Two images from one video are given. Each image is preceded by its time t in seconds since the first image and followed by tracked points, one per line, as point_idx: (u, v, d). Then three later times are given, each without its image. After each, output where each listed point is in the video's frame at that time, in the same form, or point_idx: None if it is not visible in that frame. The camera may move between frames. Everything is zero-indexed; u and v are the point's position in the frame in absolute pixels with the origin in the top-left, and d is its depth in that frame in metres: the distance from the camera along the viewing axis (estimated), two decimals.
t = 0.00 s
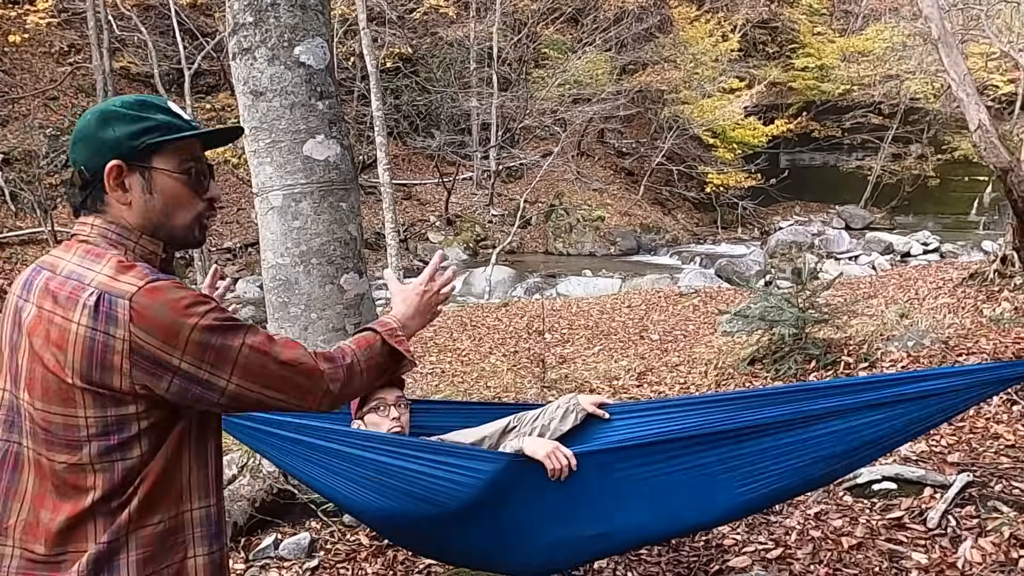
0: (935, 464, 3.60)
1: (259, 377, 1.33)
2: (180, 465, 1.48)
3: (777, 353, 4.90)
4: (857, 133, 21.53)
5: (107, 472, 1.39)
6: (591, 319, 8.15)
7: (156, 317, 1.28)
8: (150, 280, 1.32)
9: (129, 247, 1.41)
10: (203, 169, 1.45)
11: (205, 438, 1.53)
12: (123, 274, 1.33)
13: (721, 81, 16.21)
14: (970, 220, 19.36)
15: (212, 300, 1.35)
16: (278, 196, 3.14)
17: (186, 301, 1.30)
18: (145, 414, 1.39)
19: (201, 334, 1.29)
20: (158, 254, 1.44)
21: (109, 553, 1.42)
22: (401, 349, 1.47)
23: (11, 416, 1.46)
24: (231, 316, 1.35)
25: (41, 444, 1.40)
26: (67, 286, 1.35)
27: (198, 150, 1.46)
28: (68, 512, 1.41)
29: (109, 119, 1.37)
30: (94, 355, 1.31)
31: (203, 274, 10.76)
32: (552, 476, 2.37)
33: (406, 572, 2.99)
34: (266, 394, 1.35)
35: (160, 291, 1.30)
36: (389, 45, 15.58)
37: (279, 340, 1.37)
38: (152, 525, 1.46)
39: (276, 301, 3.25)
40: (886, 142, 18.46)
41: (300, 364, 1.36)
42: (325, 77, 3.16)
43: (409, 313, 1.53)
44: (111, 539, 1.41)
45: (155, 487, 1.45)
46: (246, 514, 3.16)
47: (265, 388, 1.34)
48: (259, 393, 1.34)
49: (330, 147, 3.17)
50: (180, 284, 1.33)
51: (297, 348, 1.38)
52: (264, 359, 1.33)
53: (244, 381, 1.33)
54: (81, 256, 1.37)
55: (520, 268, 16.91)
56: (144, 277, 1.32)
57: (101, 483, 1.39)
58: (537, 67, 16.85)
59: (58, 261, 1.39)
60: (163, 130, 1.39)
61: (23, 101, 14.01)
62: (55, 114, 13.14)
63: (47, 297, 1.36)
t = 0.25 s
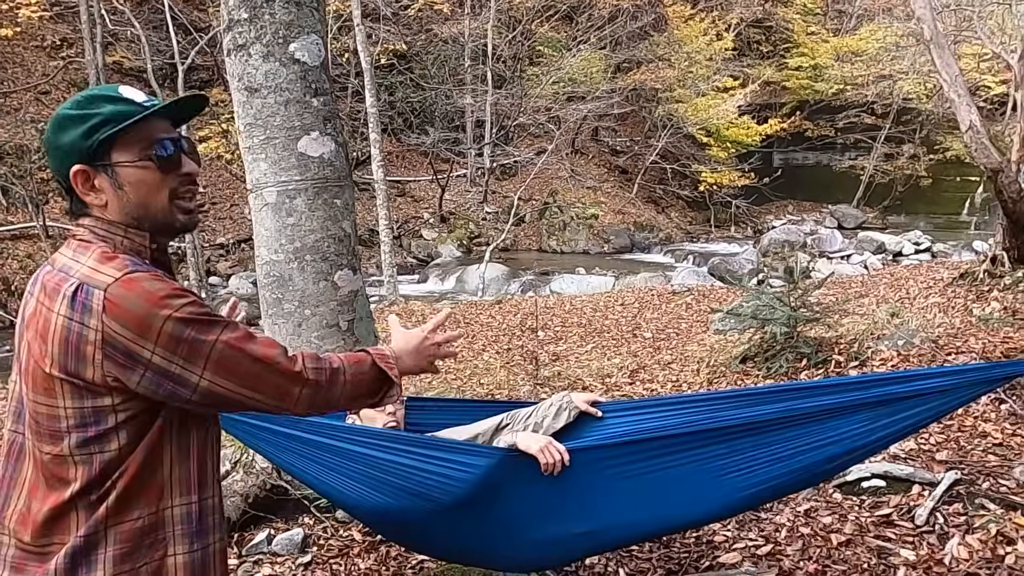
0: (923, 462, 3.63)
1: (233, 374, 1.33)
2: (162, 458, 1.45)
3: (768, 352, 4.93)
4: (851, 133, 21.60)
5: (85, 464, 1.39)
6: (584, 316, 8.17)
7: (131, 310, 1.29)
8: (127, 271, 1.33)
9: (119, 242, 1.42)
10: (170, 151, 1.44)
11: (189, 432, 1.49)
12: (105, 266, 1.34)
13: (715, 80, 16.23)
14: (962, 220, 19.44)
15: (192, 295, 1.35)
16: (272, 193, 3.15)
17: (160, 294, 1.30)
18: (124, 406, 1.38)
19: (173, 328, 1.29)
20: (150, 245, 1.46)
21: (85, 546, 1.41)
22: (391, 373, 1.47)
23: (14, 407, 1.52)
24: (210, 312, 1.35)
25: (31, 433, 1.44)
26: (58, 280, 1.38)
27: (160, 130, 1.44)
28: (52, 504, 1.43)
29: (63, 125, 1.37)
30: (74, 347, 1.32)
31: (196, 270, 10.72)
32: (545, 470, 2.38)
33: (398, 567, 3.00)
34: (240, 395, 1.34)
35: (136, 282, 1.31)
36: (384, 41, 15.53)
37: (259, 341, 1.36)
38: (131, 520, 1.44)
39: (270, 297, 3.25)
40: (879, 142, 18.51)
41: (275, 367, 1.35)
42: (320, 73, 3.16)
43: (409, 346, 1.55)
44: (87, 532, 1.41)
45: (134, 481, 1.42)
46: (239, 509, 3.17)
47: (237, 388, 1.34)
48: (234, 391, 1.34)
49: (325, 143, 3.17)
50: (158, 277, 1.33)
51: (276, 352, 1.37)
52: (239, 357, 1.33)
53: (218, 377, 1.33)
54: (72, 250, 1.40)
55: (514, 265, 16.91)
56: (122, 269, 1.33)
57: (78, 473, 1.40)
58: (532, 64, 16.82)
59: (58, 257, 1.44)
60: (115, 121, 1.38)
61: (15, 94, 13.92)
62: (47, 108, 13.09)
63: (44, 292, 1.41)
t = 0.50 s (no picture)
0: (914, 460, 3.66)
1: (217, 374, 1.34)
2: (157, 455, 1.46)
3: (761, 350, 4.96)
4: (846, 132, 21.66)
5: (78, 459, 1.40)
6: (579, 313, 8.20)
7: (118, 305, 1.30)
8: (118, 264, 1.34)
9: (114, 239, 1.42)
10: (175, 157, 1.45)
11: (187, 430, 1.49)
12: (98, 261, 1.35)
13: (711, 78, 16.27)
14: (955, 220, 19.52)
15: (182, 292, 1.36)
16: (268, 188, 3.15)
17: (147, 289, 1.31)
18: (117, 403, 1.38)
19: (159, 323, 1.30)
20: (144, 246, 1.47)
21: (81, 543, 1.42)
22: (385, 398, 1.48)
23: (12, 404, 1.54)
24: (198, 309, 1.36)
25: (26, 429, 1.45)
26: (53, 276, 1.40)
27: (168, 137, 1.45)
28: (46, 502, 1.44)
29: (76, 116, 1.37)
30: (66, 342, 1.33)
31: (191, 265, 10.70)
32: (538, 466, 2.39)
33: (392, 562, 3.02)
34: (223, 397, 1.35)
35: (126, 275, 1.32)
36: (380, 37, 15.52)
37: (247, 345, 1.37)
38: (128, 518, 1.44)
39: (265, 293, 3.26)
40: (874, 141, 18.57)
41: (261, 372, 1.36)
42: (316, 69, 3.17)
43: (411, 376, 1.57)
44: (84, 530, 1.42)
45: (129, 479, 1.43)
46: (233, 504, 3.18)
47: (220, 389, 1.34)
48: (217, 393, 1.35)
49: (320, 139, 3.18)
50: (148, 272, 1.34)
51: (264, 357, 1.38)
52: (224, 357, 1.33)
53: (202, 376, 1.33)
54: (68, 247, 1.41)
55: (509, 262, 16.94)
56: (114, 262, 1.34)
57: (71, 468, 1.41)
58: (529, 61, 16.82)
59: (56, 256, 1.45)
60: (128, 124, 1.38)
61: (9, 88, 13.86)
62: (42, 102, 13.04)
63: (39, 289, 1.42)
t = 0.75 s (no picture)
0: (915, 457, 3.66)
1: (227, 372, 1.34)
2: (166, 453, 1.46)
3: (763, 347, 4.97)
4: (848, 129, 21.62)
5: (87, 457, 1.41)
6: (580, 310, 8.21)
7: (128, 303, 1.30)
8: (128, 263, 1.34)
9: (122, 233, 1.42)
10: (192, 154, 1.47)
11: (194, 427, 1.50)
12: (108, 259, 1.36)
13: (713, 76, 16.25)
14: (957, 218, 19.50)
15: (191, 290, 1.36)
16: (271, 184, 3.16)
17: (158, 288, 1.32)
18: (127, 400, 1.39)
19: (169, 323, 1.31)
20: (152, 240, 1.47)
21: (90, 540, 1.43)
22: (392, 394, 1.49)
23: (17, 400, 1.54)
24: (208, 308, 1.36)
25: (33, 425, 1.46)
26: (61, 273, 1.40)
27: (187, 134, 1.47)
28: (55, 498, 1.44)
29: (99, 105, 1.39)
30: (77, 339, 1.34)
31: (193, 262, 10.71)
32: (541, 461, 2.39)
33: (394, 557, 3.03)
34: (231, 395, 1.35)
35: (136, 274, 1.32)
36: (381, 34, 15.52)
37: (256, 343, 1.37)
38: (137, 515, 1.45)
39: (268, 289, 3.27)
40: (876, 139, 18.54)
41: (270, 370, 1.36)
42: (319, 66, 3.17)
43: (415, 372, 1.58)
44: (93, 526, 1.43)
45: (138, 476, 1.44)
46: (236, 499, 3.19)
47: (230, 387, 1.35)
48: (227, 391, 1.35)
49: (323, 136, 3.18)
50: (157, 270, 1.35)
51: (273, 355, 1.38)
52: (234, 356, 1.34)
53: (212, 375, 1.34)
54: (76, 243, 1.41)
55: (510, 259, 16.94)
56: (124, 261, 1.35)
57: (80, 466, 1.41)
58: (531, 59, 16.81)
59: (61, 252, 1.45)
60: (151, 116, 1.41)
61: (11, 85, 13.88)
62: (44, 99, 13.05)
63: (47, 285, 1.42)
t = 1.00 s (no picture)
0: (919, 454, 3.66)
1: (240, 380, 1.37)
2: (180, 448, 1.48)
3: (767, 343, 4.96)
4: (852, 126, 21.55)
5: (102, 449, 1.41)
6: (584, 307, 8.21)
7: (151, 304, 1.31)
8: (151, 264, 1.34)
9: (139, 230, 1.43)
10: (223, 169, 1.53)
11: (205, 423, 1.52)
12: (127, 257, 1.35)
13: (718, 71, 16.20)
14: (962, 214, 19.45)
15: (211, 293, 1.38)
16: (274, 180, 3.16)
17: (182, 291, 1.33)
18: (144, 396, 1.40)
19: (192, 329, 1.32)
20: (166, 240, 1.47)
21: (105, 530, 1.44)
22: (378, 401, 1.55)
23: (17, 389, 1.50)
24: (226, 313, 1.38)
25: (43, 416, 1.44)
26: (73, 267, 1.39)
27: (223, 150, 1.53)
28: (65, 488, 1.43)
29: (170, 107, 1.40)
30: (94, 334, 1.34)
31: (196, 257, 10.73)
32: (543, 457, 2.40)
33: (398, 552, 3.04)
34: (239, 402, 1.38)
35: (160, 275, 1.33)
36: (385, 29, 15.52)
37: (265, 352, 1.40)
38: (151, 506, 1.47)
39: (272, 284, 3.27)
40: (881, 135, 18.47)
41: (276, 381, 1.40)
42: (323, 61, 3.17)
43: (390, 372, 1.61)
44: (108, 516, 1.44)
45: (153, 470, 1.45)
46: (240, 493, 3.20)
47: (240, 395, 1.37)
48: (236, 397, 1.37)
49: (327, 131, 3.18)
50: (179, 272, 1.35)
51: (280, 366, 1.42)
52: (247, 365, 1.37)
53: (225, 382, 1.36)
54: (88, 238, 1.40)
55: (514, 255, 16.93)
56: (146, 262, 1.35)
57: (96, 458, 1.41)
58: (534, 54, 16.79)
59: (66, 242, 1.43)
60: (212, 130, 1.46)
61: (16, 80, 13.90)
62: (49, 94, 13.07)
63: (54, 276, 1.40)
